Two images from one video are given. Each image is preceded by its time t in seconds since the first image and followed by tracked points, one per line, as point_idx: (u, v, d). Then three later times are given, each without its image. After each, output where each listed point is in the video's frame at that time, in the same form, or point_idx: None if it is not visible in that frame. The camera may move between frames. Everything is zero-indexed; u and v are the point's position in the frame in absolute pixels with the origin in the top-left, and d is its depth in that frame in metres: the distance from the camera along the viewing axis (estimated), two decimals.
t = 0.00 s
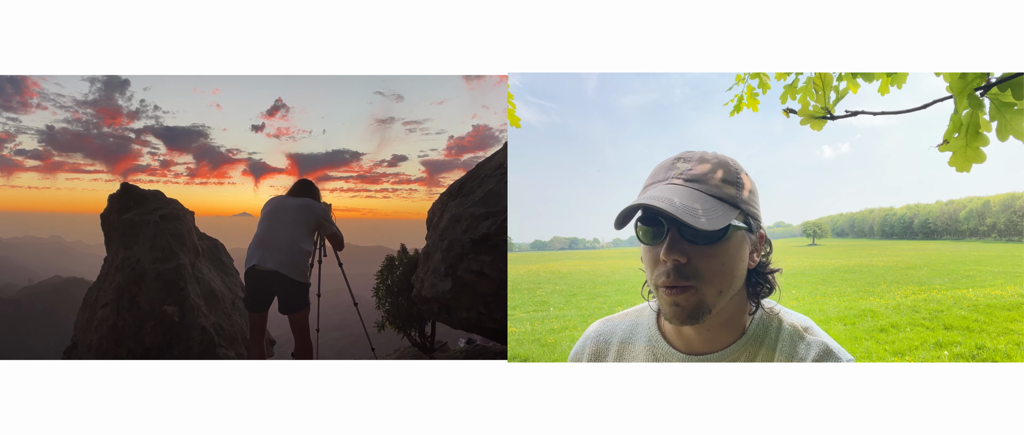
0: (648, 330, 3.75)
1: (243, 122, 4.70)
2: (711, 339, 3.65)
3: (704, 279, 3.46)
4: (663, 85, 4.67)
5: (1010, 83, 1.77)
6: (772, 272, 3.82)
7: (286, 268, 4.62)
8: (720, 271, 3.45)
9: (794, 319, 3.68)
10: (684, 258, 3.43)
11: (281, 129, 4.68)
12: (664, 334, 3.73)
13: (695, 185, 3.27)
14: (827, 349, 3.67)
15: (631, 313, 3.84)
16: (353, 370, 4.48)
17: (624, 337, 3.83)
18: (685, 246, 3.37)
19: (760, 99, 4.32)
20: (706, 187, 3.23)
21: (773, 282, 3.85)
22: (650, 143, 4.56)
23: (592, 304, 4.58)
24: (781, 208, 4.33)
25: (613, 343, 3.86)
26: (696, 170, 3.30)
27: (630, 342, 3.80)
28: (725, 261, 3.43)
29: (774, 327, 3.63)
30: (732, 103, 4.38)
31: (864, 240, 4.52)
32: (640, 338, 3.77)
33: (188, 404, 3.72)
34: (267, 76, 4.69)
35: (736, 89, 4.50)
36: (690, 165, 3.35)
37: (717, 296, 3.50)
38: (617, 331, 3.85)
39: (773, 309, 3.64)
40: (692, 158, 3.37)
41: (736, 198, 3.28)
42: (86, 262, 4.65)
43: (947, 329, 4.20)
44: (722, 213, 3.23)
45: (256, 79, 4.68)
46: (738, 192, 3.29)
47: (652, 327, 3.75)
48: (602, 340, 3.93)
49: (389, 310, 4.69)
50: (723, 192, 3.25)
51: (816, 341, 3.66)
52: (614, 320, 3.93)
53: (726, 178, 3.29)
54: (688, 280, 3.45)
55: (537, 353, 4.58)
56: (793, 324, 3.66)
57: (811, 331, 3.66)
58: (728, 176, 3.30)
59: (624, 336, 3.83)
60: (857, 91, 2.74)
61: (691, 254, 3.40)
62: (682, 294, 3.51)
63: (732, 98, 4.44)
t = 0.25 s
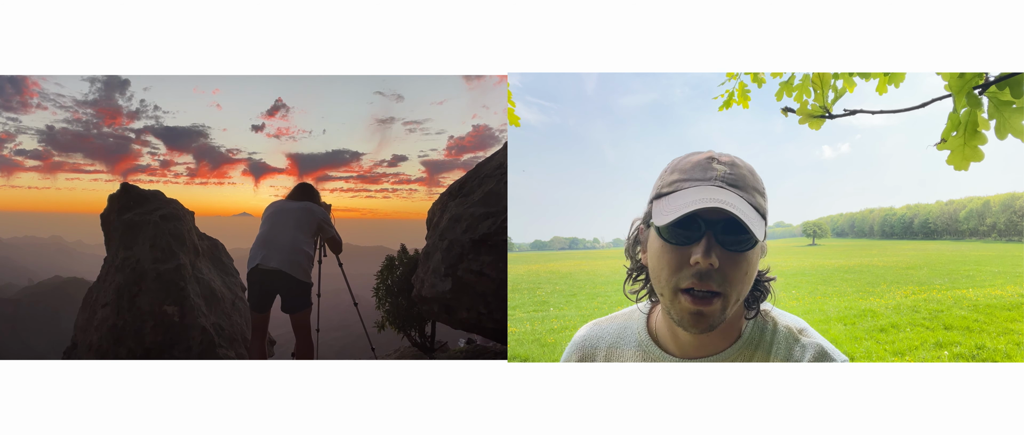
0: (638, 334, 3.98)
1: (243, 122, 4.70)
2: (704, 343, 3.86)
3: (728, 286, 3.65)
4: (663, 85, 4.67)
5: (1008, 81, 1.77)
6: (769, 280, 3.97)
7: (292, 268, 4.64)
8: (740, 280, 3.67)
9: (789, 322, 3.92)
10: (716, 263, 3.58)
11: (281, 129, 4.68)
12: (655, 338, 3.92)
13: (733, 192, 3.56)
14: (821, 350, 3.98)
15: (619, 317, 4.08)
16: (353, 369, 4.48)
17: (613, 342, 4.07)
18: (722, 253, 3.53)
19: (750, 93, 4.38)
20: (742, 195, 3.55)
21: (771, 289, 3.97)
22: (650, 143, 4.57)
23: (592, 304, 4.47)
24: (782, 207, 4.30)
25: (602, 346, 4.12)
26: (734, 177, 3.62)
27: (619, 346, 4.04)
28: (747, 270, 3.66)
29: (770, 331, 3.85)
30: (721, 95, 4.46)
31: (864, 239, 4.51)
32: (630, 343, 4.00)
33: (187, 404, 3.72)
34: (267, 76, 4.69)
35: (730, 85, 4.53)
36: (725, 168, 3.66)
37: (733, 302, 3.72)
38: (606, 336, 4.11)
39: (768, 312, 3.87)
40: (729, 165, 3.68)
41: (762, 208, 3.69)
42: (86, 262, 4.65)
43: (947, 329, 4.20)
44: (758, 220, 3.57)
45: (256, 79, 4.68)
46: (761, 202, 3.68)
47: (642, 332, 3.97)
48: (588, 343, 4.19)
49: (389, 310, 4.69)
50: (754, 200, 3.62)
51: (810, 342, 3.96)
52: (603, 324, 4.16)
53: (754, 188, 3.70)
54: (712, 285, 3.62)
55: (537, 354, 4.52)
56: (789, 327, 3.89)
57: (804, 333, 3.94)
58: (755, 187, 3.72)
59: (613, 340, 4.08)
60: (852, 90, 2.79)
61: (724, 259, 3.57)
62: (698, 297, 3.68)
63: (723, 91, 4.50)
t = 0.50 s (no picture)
0: (635, 334, 3.99)
1: (243, 123, 4.70)
2: (712, 345, 3.86)
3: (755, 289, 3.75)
4: (663, 85, 4.68)
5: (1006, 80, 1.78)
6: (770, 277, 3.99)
7: (292, 267, 4.64)
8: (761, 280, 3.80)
9: (789, 323, 3.99)
10: (750, 267, 3.65)
11: (282, 129, 4.68)
12: (655, 339, 3.94)
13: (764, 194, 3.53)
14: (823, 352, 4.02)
15: (614, 318, 4.10)
16: (354, 369, 4.48)
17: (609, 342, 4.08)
18: (757, 257, 3.62)
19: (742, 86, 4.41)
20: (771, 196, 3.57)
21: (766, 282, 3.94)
22: (650, 143, 4.57)
23: (592, 304, 4.41)
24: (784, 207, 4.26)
25: (596, 348, 4.11)
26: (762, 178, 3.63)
27: (615, 346, 4.05)
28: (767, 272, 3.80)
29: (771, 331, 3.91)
30: (715, 86, 4.51)
31: (864, 239, 4.51)
32: (626, 344, 4.01)
33: (187, 404, 3.72)
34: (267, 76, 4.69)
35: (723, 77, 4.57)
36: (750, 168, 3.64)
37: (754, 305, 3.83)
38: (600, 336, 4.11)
39: (769, 313, 3.90)
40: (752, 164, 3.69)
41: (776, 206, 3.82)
42: (86, 262, 4.65)
43: (947, 329, 4.21)
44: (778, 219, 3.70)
45: (256, 79, 4.68)
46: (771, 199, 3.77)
47: (639, 332, 3.98)
48: (581, 345, 4.18)
49: (389, 310, 4.69)
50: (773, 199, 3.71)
51: (811, 344, 4.01)
52: (595, 324, 4.17)
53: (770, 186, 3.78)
54: (744, 289, 3.70)
55: (538, 354, 4.50)
56: (789, 328, 3.96)
57: (805, 334, 4.01)
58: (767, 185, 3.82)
59: (608, 340, 4.08)
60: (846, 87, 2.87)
61: (757, 264, 3.67)
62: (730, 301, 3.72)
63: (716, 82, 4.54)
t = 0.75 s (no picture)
0: (634, 339, 4.04)
1: (243, 123, 4.70)
2: (718, 348, 3.94)
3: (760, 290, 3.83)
4: (662, 85, 4.68)
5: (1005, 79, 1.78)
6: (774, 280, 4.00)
7: (291, 267, 4.64)
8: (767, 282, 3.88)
9: (792, 325, 4.05)
10: (755, 268, 3.73)
11: (282, 129, 4.68)
12: (660, 342, 4.00)
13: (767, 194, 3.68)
14: (826, 353, 4.07)
15: (612, 320, 4.15)
16: (354, 369, 4.49)
17: (607, 346, 4.13)
18: (763, 259, 3.71)
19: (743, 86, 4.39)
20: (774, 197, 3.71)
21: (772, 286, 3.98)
22: (649, 143, 4.58)
23: (592, 304, 4.42)
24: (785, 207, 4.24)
25: (596, 352, 4.16)
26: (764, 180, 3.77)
27: (614, 350, 4.10)
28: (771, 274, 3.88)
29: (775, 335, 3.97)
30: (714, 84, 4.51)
31: (864, 239, 4.50)
32: (626, 347, 4.05)
33: (187, 404, 3.72)
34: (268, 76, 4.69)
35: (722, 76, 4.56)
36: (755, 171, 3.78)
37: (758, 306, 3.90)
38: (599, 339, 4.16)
39: (773, 317, 3.96)
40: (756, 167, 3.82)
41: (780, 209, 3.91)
42: (86, 262, 4.65)
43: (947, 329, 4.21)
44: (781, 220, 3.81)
45: (256, 78, 4.68)
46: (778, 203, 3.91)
47: (640, 335, 4.04)
48: (580, 348, 4.23)
49: (389, 310, 4.69)
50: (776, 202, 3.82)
51: (814, 345, 4.07)
52: (592, 327, 4.22)
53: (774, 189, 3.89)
54: (749, 291, 3.78)
55: (537, 354, 4.50)
56: (792, 331, 4.04)
57: (808, 336, 4.08)
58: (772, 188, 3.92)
59: (607, 344, 4.13)
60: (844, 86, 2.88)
61: (761, 265, 3.75)
62: (736, 303, 3.79)
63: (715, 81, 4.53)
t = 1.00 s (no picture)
0: (635, 336, 3.90)
1: (243, 123, 4.69)
2: (712, 343, 3.82)
3: (734, 282, 3.60)
4: (662, 85, 4.68)
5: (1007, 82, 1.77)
6: (775, 277, 4.01)
7: (292, 267, 4.64)
8: (746, 277, 3.61)
9: (791, 323, 3.90)
10: (719, 260, 3.52)
11: (282, 129, 4.68)
12: (658, 339, 3.86)
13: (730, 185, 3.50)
14: (824, 351, 3.90)
15: (614, 317, 3.99)
16: (353, 369, 4.49)
17: (609, 344, 3.97)
18: (724, 249, 3.47)
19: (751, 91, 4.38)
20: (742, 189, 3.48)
21: (777, 288, 4.00)
22: (649, 143, 4.57)
23: (592, 304, 4.49)
24: (783, 208, 4.27)
25: (597, 350, 4.01)
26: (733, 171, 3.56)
27: (616, 348, 3.96)
28: (753, 267, 3.61)
29: (774, 331, 3.83)
30: (724, 93, 4.46)
31: (864, 239, 4.51)
32: (628, 345, 3.92)
33: (187, 404, 3.72)
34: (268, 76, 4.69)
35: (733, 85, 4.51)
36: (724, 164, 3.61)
37: (739, 300, 3.68)
38: (601, 336, 4.00)
39: (771, 314, 3.86)
40: (725, 159, 3.66)
41: (767, 202, 3.58)
42: (86, 262, 4.65)
43: (947, 329, 4.21)
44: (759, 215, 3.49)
45: (256, 78, 4.68)
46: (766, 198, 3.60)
47: (641, 332, 3.90)
48: (583, 346, 4.08)
49: (389, 310, 4.69)
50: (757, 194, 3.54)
51: (813, 343, 3.90)
52: (595, 324, 4.05)
53: (756, 182, 3.62)
54: (716, 282, 3.58)
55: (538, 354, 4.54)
56: (790, 328, 3.88)
57: (807, 333, 3.91)
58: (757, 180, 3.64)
59: (609, 341, 3.97)
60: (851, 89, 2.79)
61: (728, 256, 3.52)
62: (705, 295, 3.64)
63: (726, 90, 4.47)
